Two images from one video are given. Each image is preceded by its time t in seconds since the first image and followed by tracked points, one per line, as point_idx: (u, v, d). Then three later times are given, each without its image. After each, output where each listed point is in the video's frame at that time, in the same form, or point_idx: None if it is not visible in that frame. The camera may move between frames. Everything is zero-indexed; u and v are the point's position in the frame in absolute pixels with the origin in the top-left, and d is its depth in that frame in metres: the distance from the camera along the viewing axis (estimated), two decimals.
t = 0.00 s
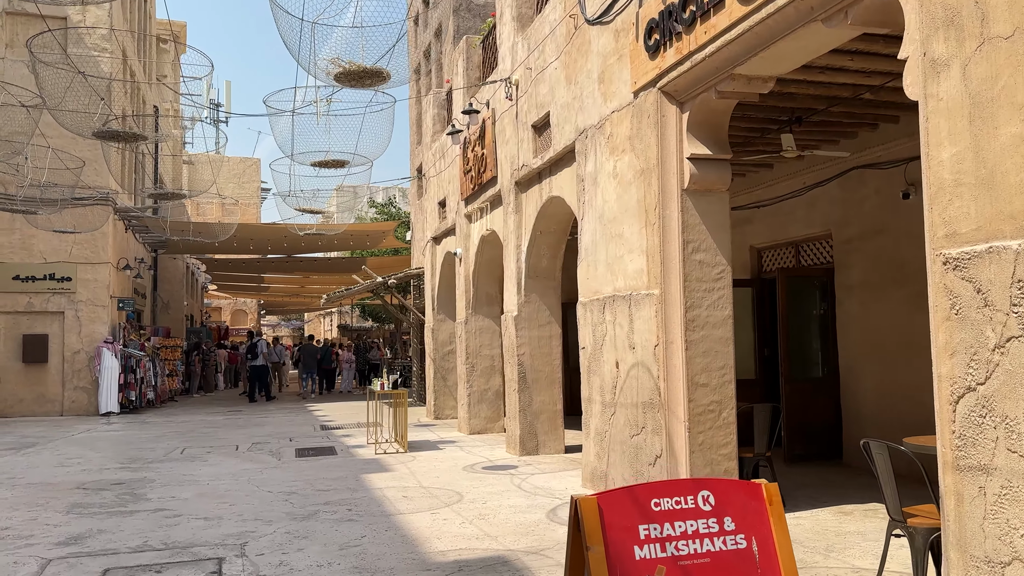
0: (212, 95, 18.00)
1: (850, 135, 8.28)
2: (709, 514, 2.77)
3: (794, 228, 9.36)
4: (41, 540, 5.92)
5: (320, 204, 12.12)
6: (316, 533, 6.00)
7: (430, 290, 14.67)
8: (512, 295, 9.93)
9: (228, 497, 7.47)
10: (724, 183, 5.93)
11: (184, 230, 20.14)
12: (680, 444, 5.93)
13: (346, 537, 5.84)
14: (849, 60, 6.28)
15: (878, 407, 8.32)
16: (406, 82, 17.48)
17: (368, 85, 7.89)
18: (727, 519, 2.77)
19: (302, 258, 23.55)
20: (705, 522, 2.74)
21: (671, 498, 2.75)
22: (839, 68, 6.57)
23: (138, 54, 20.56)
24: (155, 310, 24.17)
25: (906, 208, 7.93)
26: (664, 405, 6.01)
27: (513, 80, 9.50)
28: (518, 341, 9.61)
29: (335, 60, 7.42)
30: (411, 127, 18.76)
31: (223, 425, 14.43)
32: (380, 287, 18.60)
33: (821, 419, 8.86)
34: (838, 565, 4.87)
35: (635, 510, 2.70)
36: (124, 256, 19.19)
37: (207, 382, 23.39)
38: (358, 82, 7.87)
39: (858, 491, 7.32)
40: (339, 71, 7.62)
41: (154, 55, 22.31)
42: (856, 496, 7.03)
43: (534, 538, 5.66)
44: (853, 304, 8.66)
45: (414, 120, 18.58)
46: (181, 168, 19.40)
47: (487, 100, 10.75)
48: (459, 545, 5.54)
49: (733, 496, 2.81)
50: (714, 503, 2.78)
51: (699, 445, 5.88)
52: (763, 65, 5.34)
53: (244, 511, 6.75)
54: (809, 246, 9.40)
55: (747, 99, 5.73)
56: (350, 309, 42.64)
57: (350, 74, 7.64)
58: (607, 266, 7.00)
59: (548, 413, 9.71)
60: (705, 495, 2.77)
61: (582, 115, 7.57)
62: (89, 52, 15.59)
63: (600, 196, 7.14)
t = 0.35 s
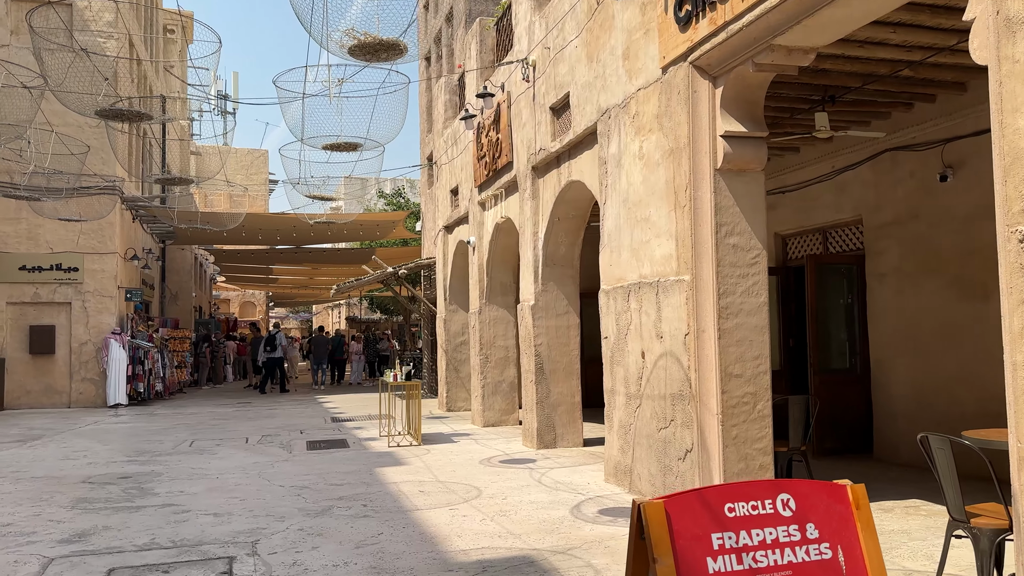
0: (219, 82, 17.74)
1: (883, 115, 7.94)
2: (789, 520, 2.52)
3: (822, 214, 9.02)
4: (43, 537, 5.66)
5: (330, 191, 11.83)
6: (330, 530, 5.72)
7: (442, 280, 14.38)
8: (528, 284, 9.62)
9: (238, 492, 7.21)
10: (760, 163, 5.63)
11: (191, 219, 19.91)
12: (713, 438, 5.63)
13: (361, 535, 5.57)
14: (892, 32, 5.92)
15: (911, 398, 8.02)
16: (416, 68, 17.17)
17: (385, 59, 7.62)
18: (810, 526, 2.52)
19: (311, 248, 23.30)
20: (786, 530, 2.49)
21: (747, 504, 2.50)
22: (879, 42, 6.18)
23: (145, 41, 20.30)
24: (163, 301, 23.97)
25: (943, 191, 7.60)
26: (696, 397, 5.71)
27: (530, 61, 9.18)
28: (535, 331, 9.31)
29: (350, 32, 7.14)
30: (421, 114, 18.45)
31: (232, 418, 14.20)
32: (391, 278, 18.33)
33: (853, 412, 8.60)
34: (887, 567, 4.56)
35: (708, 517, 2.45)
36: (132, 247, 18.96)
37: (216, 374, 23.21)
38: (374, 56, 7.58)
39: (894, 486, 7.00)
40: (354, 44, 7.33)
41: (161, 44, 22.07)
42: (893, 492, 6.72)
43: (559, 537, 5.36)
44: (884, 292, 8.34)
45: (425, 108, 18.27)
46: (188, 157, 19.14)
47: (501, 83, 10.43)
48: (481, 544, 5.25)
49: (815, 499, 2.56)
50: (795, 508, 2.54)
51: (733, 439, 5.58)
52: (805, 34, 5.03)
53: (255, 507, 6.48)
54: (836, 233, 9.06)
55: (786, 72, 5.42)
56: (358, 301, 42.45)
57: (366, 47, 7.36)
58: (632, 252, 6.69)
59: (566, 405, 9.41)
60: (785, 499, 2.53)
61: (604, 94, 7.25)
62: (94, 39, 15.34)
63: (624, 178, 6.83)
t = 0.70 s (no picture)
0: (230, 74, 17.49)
1: (925, 101, 7.56)
2: (902, 557, 2.32)
3: (856, 205, 8.66)
4: (50, 544, 5.41)
5: (345, 183, 11.55)
6: (350, 537, 5.44)
7: (458, 274, 14.06)
8: (550, 278, 9.29)
9: (252, 494, 6.94)
10: (805, 148, 5.31)
11: (204, 213, 19.71)
12: (755, 441, 5.31)
13: (382, 542, 5.29)
14: (945, 10, 5.50)
15: (953, 397, 7.70)
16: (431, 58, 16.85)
17: (404, 40, 7.35)
18: (925, 563, 2.32)
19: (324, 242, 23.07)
20: (899, 570, 2.29)
21: (855, 540, 2.31)
22: (929, 20, 5.75)
23: (157, 33, 20.09)
24: (176, 296, 23.82)
25: (990, 180, 7.22)
26: (735, 398, 5.38)
27: (553, 46, 8.83)
28: (557, 326, 8.96)
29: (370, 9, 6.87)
30: (436, 105, 18.12)
31: (246, 414, 13.96)
32: (405, 271, 18.06)
33: (891, 411, 8.30)
34: None
35: (811, 557, 2.27)
36: (144, 241, 18.79)
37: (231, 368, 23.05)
38: (393, 36, 7.30)
39: (940, 490, 6.64)
40: (374, 23, 7.08)
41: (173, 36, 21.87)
42: (941, 497, 6.36)
43: (592, 547, 5.06)
44: (925, 286, 8.00)
45: (440, 99, 17.94)
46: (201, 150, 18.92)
47: (521, 70, 10.10)
48: (510, 554, 4.95)
49: (931, 532, 2.35)
50: (908, 543, 2.33)
51: (776, 443, 5.27)
52: (860, 9, 4.70)
53: (270, 511, 6.22)
54: (872, 224, 8.71)
55: (835, 51, 5.09)
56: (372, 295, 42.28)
57: (385, 27, 7.09)
58: (663, 243, 6.35)
59: (589, 404, 9.06)
60: (897, 533, 2.33)
61: (633, 79, 6.90)
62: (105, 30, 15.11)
63: (655, 167, 6.49)
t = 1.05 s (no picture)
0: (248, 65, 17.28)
1: (973, 80, 7.20)
2: None
3: (898, 191, 8.29)
4: (61, 543, 5.18)
5: (364, 171, 11.28)
6: (373, 537, 5.17)
7: (478, 267, 13.76)
8: (574, 268, 8.97)
9: (271, 491, 6.70)
10: (856, 125, 5.01)
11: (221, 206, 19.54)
12: (803, 437, 4.99)
13: (407, 543, 5.02)
14: None
15: (1003, 392, 7.30)
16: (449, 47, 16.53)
17: (429, 11, 7.38)
18: None
19: (342, 236, 22.85)
20: None
21: (995, 560, 2.13)
22: None
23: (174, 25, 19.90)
24: (194, 290, 23.71)
25: None
26: (781, 392, 5.06)
27: (579, 27, 8.51)
28: (583, 318, 8.63)
29: None
30: (455, 96, 17.82)
31: (264, 409, 13.75)
32: (423, 265, 17.78)
33: (935, 407, 7.92)
34: None
35: None
36: (162, 234, 18.65)
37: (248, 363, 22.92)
38: (418, 9, 7.37)
39: (994, 490, 6.27)
40: None
41: (190, 28, 21.68)
42: (996, 496, 5.99)
43: (630, 550, 4.75)
44: (973, 275, 7.60)
45: (458, 89, 17.63)
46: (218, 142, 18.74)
47: (545, 54, 9.78)
48: (542, 557, 4.65)
49: None
50: None
51: (825, 441, 4.96)
52: None
53: (290, 509, 5.97)
54: (913, 211, 8.35)
55: (889, 19, 4.78)
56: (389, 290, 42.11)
57: None
58: (699, 229, 6.02)
59: (617, 399, 8.69)
60: None
61: (666, 57, 6.57)
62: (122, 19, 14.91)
63: (690, 148, 6.17)
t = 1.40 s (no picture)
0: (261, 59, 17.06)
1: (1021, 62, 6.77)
2: None
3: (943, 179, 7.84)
4: (63, 552, 4.92)
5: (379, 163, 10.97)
6: (390, 547, 4.87)
7: (496, 262, 13.43)
8: (597, 263, 8.62)
9: (283, 496, 6.42)
10: (909, 107, 4.65)
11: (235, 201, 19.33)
12: (851, 443, 4.62)
13: (425, 554, 4.71)
14: None
15: None
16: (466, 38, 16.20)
17: None
18: None
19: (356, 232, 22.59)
20: None
21: None
22: None
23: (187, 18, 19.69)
24: (208, 287, 23.56)
25: None
26: (827, 394, 4.71)
27: (602, 11, 8.16)
28: (606, 315, 8.27)
29: None
30: (471, 88, 17.50)
31: (278, 407, 13.52)
32: (439, 261, 17.53)
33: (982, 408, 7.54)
34: None
35: None
36: (176, 230, 18.48)
37: (264, 360, 22.76)
38: None
39: None
40: None
41: (204, 21, 21.47)
42: None
43: (665, 565, 4.42)
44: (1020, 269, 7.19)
45: (475, 81, 17.31)
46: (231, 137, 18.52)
47: (566, 41, 9.43)
48: (571, 572, 4.33)
49: None
50: None
51: (875, 447, 4.60)
52: None
53: (302, 515, 5.68)
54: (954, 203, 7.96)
55: None
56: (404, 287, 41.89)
57: None
58: (734, 220, 5.68)
59: (642, 399, 8.32)
60: None
61: (698, 38, 6.21)
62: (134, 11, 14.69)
63: (725, 135, 5.82)
